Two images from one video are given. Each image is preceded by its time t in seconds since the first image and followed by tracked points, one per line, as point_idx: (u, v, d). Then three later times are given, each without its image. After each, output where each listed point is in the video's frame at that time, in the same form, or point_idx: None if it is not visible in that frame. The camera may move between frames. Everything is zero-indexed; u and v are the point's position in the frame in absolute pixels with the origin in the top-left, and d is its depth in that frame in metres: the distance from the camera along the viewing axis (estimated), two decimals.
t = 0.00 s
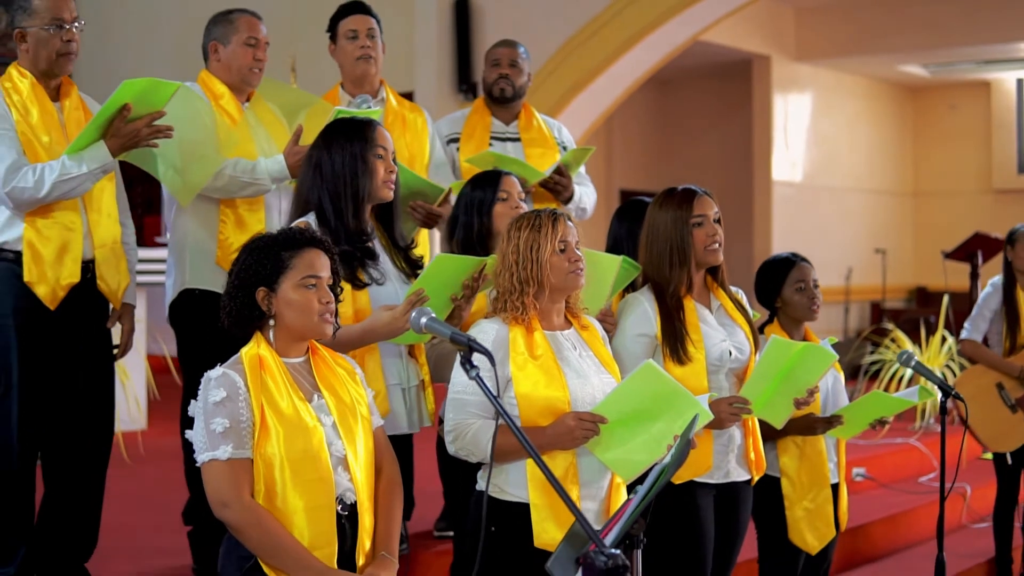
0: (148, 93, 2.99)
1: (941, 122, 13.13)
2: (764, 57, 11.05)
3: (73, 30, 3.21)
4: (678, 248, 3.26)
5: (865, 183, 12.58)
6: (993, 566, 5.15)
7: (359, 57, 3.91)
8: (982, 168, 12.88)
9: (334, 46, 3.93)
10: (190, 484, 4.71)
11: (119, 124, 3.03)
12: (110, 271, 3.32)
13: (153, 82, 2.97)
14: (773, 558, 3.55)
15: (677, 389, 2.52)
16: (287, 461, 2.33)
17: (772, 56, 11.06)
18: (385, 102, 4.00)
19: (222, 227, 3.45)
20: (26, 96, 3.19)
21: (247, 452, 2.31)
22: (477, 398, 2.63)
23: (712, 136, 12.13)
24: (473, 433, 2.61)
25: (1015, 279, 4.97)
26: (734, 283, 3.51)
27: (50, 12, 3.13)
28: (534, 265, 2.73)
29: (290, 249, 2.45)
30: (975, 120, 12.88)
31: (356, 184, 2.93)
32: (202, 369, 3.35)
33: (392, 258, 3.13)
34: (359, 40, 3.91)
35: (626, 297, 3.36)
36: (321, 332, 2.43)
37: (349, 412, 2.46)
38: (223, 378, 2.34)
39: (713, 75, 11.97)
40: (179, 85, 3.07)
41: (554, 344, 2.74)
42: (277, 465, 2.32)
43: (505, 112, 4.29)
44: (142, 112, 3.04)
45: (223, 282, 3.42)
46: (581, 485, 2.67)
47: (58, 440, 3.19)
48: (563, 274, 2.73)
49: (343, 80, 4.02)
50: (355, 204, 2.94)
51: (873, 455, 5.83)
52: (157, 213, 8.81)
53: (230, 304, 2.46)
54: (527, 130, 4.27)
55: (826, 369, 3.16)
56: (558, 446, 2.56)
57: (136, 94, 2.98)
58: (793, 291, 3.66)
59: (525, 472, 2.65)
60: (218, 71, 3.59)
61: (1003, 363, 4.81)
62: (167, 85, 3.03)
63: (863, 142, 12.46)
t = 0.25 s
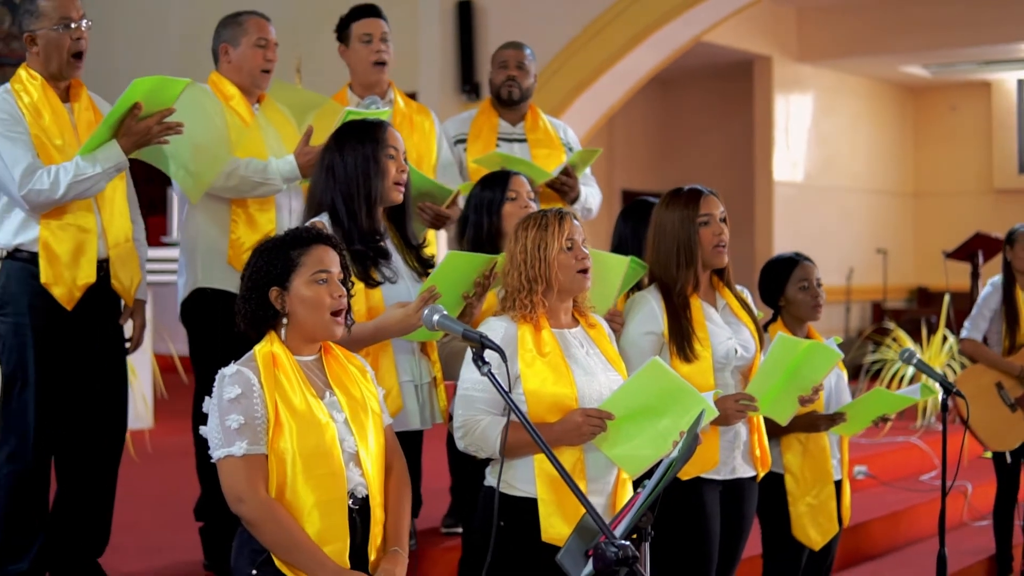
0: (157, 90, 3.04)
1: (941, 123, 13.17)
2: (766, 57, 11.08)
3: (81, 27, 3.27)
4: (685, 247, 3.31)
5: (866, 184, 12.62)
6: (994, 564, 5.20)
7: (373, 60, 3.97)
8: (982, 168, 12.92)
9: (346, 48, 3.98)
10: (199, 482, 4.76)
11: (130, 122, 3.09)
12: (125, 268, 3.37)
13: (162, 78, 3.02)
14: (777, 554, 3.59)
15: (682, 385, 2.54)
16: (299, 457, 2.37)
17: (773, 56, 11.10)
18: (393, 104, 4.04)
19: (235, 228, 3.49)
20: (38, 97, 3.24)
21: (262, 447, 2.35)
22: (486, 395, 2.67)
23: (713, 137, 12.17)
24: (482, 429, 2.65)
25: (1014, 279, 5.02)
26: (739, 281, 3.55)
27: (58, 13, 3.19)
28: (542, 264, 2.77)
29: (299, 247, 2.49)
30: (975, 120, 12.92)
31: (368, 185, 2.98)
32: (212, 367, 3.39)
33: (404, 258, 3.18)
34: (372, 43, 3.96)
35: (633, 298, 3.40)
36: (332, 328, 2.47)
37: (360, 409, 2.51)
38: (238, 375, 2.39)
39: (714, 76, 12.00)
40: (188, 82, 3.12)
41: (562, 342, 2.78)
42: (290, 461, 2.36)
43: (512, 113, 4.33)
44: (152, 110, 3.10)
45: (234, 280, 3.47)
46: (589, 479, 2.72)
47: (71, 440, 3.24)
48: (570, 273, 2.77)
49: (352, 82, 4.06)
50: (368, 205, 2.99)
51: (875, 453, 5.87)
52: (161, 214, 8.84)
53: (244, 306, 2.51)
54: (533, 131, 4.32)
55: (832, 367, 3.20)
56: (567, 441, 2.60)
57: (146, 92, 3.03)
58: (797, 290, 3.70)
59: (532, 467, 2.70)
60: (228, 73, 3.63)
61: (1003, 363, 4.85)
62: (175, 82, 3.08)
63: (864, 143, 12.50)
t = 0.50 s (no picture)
0: (170, 93, 3.09)
1: (943, 124, 13.21)
2: (767, 60, 11.13)
3: (90, 31, 3.32)
4: (691, 249, 3.36)
5: (868, 185, 12.67)
6: (994, 563, 5.25)
7: (385, 66, 4.03)
8: (984, 170, 12.96)
9: (356, 53, 4.03)
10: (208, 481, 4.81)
11: (143, 124, 3.13)
12: (136, 269, 3.42)
13: (176, 80, 3.06)
14: (780, 553, 3.64)
15: (688, 386, 2.60)
16: (313, 455, 2.42)
17: (775, 59, 11.15)
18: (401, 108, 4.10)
19: (246, 230, 3.54)
20: (49, 101, 3.27)
21: (277, 445, 2.40)
22: (496, 395, 2.73)
23: (716, 139, 12.22)
24: (491, 428, 2.70)
25: (1014, 281, 5.07)
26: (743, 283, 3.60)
27: (65, 17, 3.25)
28: (550, 265, 2.82)
29: (310, 247, 2.54)
30: (977, 122, 12.96)
31: (378, 188, 3.04)
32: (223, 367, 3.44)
33: (416, 259, 3.23)
34: (384, 49, 4.02)
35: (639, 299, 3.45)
36: (345, 326, 2.52)
37: (373, 408, 2.56)
38: (253, 374, 2.44)
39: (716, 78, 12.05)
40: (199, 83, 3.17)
41: (570, 342, 2.83)
42: (305, 459, 2.41)
43: (518, 117, 4.39)
44: (164, 111, 3.14)
45: (246, 281, 3.52)
46: (596, 478, 2.77)
47: (83, 441, 3.29)
48: (578, 273, 2.83)
49: (360, 86, 4.11)
50: (378, 208, 3.04)
51: (876, 453, 5.92)
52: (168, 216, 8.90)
53: (258, 307, 2.56)
54: (539, 135, 4.37)
55: (836, 367, 3.26)
56: (575, 439, 2.66)
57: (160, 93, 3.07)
58: (800, 291, 3.75)
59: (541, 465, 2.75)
60: (238, 78, 3.68)
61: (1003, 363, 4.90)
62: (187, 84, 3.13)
63: (866, 144, 12.55)
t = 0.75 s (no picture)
0: (181, 88, 3.14)
1: (945, 123, 13.26)
2: (769, 60, 11.18)
3: (101, 33, 3.36)
4: (696, 248, 3.41)
5: (869, 184, 12.72)
6: (994, 559, 5.31)
7: (392, 69, 4.08)
8: (985, 170, 13.00)
9: (364, 55, 4.08)
10: (217, 479, 4.86)
11: (154, 120, 3.18)
12: (142, 269, 3.47)
13: (186, 76, 3.11)
14: (782, 549, 3.69)
15: (693, 383, 2.65)
16: (325, 450, 2.47)
17: (777, 59, 11.20)
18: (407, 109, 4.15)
19: (256, 231, 3.59)
20: (60, 101, 3.32)
21: (288, 441, 2.45)
22: (503, 391, 2.78)
23: (717, 138, 12.27)
24: (500, 424, 2.76)
25: (1014, 280, 5.12)
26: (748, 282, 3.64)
27: (76, 19, 3.29)
28: (558, 264, 2.87)
29: (321, 247, 2.60)
30: (977, 121, 13.00)
31: (388, 190, 3.09)
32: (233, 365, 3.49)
33: (425, 260, 3.28)
34: (391, 52, 4.07)
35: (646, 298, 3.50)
36: (355, 324, 2.58)
37: (382, 404, 2.60)
38: (264, 371, 2.49)
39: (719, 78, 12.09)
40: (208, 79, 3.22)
41: (577, 340, 2.89)
42: (316, 453, 2.46)
43: (524, 119, 4.44)
44: (175, 107, 3.20)
45: (255, 280, 3.57)
46: (603, 473, 2.82)
47: (94, 438, 3.33)
48: (585, 271, 2.87)
49: (366, 88, 4.16)
50: (387, 210, 3.10)
51: (877, 451, 5.97)
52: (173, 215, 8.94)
53: (269, 305, 2.61)
54: (545, 135, 4.42)
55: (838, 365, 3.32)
56: (582, 435, 2.71)
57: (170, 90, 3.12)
58: (803, 290, 3.80)
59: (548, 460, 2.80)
60: (247, 80, 3.73)
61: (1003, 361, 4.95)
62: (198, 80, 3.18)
63: (867, 143, 12.60)
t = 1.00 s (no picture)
0: (184, 92, 3.17)
1: (943, 123, 13.30)
2: (767, 60, 11.23)
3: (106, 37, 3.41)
4: (694, 249, 3.46)
5: (867, 184, 12.78)
6: (989, 557, 5.36)
7: (393, 73, 4.13)
8: (983, 169, 13.05)
9: (365, 58, 4.13)
10: (219, 477, 4.91)
11: (159, 123, 3.22)
12: (144, 271, 3.52)
13: (191, 80, 3.15)
14: (778, 545, 3.75)
15: (692, 382, 2.69)
16: (328, 447, 2.51)
17: (775, 59, 11.24)
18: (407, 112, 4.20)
19: (259, 231, 3.63)
20: (64, 104, 3.36)
21: (292, 438, 2.50)
22: (503, 389, 2.83)
23: (715, 138, 12.32)
24: (500, 422, 2.81)
25: (1009, 280, 5.17)
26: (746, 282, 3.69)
27: (82, 22, 3.33)
28: (558, 266, 2.92)
29: (327, 250, 2.64)
30: (975, 121, 13.05)
31: (391, 194, 3.14)
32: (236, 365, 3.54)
33: (428, 261, 3.33)
34: (392, 56, 4.12)
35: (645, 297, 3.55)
36: (360, 326, 2.63)
37: (384, 403, 2.65)
38: (268, 370, 2.55)
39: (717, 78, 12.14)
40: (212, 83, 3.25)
41: (577, 339, 2.93)
42: (319, 450, 2.51)
43: (524, 121, 4.48)
44: (179, 110, 3.23)
45: (258, 280, 3.62)
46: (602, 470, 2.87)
47: (97, 437, 3.38)
48: (585, 272, 2.92)
49: (367, 91, 4.21)
50: (391, 213, 3.15)
51: (874, 449, 6.02)
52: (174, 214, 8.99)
53: (275, 305, 2.66)
54: (544, 137, 4.47)
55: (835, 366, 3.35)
56: (581, 433, 2.76)
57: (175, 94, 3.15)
58: (799, 290, 3.85)
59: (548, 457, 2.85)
60: (251, 82, 3.78)
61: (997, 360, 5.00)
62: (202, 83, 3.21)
63: (866, 143, 12.66)
